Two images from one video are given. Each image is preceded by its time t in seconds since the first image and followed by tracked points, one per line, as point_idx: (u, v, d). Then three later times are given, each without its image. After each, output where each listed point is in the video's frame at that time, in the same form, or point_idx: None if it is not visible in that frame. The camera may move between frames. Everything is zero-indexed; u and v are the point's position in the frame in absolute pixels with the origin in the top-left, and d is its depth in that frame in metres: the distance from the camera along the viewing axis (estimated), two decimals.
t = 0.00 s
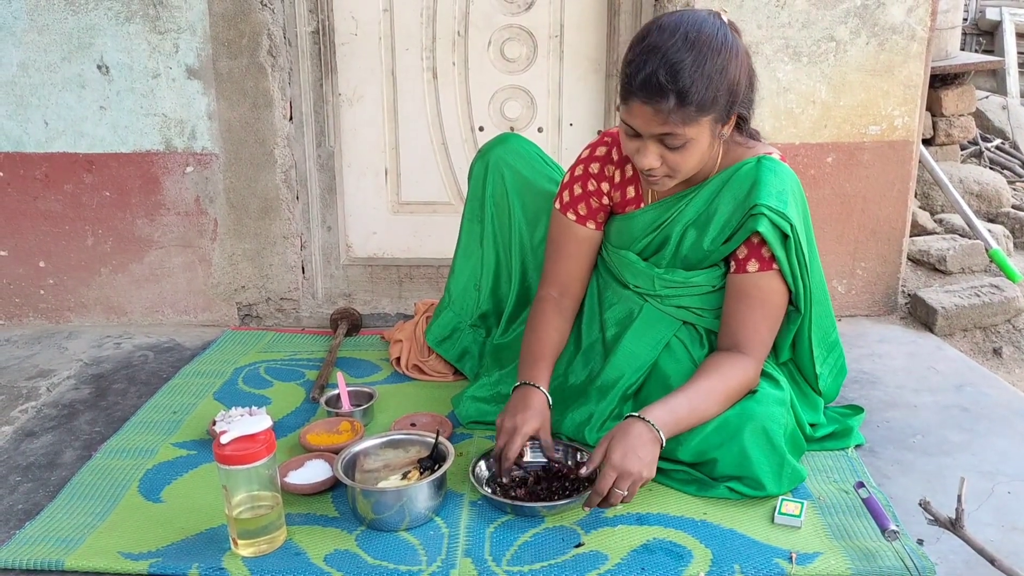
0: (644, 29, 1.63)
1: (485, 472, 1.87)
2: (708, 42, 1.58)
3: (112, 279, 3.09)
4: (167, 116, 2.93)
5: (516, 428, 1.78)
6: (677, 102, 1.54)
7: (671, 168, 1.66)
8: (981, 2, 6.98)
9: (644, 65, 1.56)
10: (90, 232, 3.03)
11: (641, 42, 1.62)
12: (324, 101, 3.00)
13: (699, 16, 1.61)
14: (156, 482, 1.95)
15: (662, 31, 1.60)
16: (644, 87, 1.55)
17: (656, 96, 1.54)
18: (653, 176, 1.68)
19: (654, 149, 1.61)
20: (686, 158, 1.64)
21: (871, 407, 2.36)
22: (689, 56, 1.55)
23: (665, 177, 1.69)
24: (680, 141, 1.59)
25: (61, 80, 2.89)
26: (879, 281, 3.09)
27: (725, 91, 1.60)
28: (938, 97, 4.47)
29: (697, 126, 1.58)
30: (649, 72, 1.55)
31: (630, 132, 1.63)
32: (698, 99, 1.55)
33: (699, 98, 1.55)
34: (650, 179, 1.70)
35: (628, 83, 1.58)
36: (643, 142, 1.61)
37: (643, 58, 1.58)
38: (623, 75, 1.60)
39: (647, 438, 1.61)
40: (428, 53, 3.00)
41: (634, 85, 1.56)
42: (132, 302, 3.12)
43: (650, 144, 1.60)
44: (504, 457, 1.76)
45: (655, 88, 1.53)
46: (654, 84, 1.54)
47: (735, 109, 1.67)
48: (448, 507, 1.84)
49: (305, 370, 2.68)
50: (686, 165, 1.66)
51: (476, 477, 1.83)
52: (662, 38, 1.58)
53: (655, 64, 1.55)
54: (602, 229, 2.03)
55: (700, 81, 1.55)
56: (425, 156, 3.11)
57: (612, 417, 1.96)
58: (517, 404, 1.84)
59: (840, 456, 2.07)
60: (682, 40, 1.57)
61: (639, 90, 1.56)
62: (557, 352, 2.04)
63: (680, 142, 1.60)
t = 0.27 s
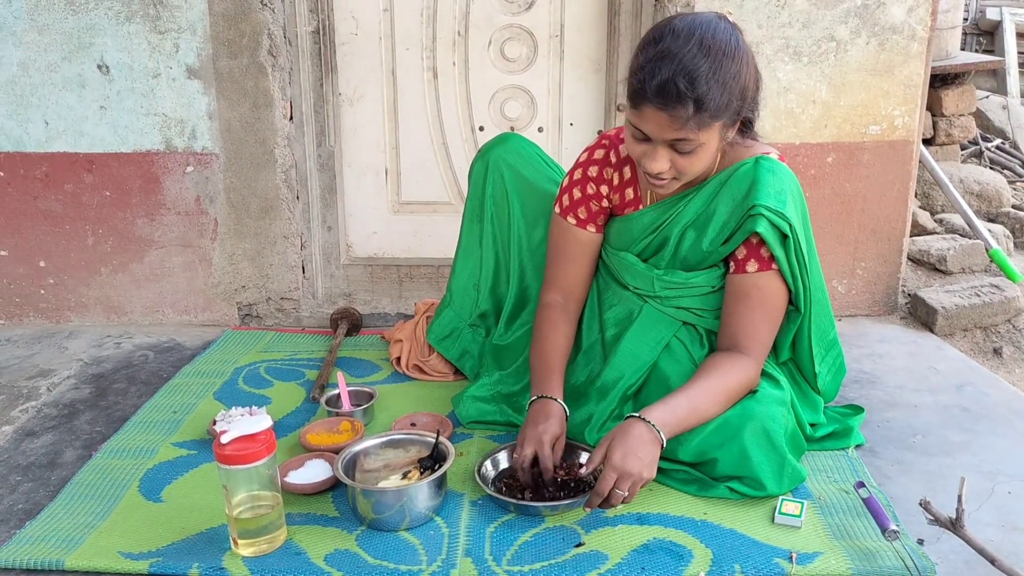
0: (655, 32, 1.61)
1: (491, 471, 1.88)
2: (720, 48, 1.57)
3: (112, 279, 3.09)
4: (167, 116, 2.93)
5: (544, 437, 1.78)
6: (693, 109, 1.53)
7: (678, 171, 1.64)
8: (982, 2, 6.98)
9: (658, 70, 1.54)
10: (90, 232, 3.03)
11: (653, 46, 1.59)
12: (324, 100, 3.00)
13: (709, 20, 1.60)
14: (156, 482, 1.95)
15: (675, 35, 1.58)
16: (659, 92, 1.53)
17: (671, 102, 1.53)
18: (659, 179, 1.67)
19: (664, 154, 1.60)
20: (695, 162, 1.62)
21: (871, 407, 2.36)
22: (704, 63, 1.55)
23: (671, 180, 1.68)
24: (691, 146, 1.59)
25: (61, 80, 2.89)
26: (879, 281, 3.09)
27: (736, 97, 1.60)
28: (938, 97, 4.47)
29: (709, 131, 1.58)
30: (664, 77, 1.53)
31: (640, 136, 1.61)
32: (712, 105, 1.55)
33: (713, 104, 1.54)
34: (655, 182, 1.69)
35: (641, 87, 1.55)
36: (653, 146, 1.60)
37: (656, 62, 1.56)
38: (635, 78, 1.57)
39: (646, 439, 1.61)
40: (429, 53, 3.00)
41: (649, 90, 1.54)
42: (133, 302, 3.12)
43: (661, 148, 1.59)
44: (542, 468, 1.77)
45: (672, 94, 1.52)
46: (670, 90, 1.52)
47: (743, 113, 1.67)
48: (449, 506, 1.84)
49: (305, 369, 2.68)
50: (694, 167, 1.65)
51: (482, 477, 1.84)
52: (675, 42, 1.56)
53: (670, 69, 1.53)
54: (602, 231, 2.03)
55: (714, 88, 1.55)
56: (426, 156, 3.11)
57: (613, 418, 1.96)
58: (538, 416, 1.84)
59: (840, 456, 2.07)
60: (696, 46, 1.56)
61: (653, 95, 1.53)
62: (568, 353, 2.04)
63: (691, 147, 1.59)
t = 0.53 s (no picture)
0: (661, 34, 1.60)
1: (490, 470, 1.88)
2: (727, 51, 1.57)
3: (111, 279, 3.09)
4: (167, 115, 2.93)
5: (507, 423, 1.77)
6: (699, 113, 1.52)
7: (680, 172, 1.64)
8: (981, 1, 6.98)
9: (665, 73, 1.54)
10: (90, 232, 3.03)
11: (659, 48, 1.59)
12: (323, 100, 3.00)
13: (715, 23, 1.60)
14: (156, 482, 1.95)
15: (681, 38, 1.58)
16: (666, 95, 1.52)
17: (678, 106, 1.52)
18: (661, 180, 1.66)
19: (668, 156, 1.59)
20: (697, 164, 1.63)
21: (870, 406, 2.36)
22: (710, 67, 1.54)
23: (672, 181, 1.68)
24: (696, 150, 1.59)
25: (61, 79, 2.89)
26: (879, 280, 3.09)
27: (741, 100, 1.60)
28: (938, 96, 4.47)
29: (713, 135, 1.57)
30: (671, 80, 1.52)
31: (643, 138, 1.61)
32: (719, 110, 1.54)
33: (719, 108, 1.54)
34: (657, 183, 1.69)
35: (647, 90, 1.55)
36: (657, 148, 1.59)
37: (663, 65, 1.55)
38: (642, 81, 1.57)
39: (645, 439, 1.61)
40: (428, 53, 3.00)
41: (655, 93, 1.53)
42: (132, 301, 3.12)
43: (665, 150, 1.59)
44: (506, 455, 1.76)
45: (679, 98, 1.51)
46: (677, 94, 1.51)
47: (747, 116, 1.67)
48: (448, 506, 1.84)
49: (305, 369, 2.68)
50: (697, 169, 1.65)
51: (481, 476, 1.84)
52: (682, 45, 1.56)
53: (677, 72, 1.53)
54: (602, 230, 2.03)
55: (720, 92, 1.54)
56: (426, 156, 3.11)
57: (612, 417, 1.96)
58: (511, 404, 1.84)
59: (840, 455, 2.07)
60: (703, 49, 1.55)
61: (660, 98, 1.53)
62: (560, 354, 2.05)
63: (696, 150, 1.59)
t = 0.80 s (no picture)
0: (661, 35, 1.60)
1: (490, 469, 1.88)
2: (727, 53, 1.57)
3: (111, 278, 3.09)
4: (166, 115, 2.93)
5: (512, 432, 1.76)
6: (701, 115, 1.52)
7: (681, 174, 1.66)
8: (981, 0, 6.98)
9: (666, 74, 1.53)
10: (89, 231, 3.03)
11: (660, 50, 1.58)
12: (323, 100, 3.00)
13: (715, 24, 1.59)
14: (156, 481, 1.95)
15: (682, 39, 1.57)
16: (668, 97, 1.52)
17: (680, 108, 1.52)
18: (661, 181, 1.67)
19: (668, 158, 1.60)
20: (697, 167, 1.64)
21: (870, 405, 2.36)
22: (712, 69, 1.54)
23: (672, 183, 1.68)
24: (696, 151, 1.59)
25: (60, 79, 2.88)
26: (878, 279, 3.09)
27: (741, 102, 1.60)
28: (937, 95, 4.47)
29: (714, 136, 1.58)
30: (673, 82, 1.52)
31: (644, 139, 1.60)
32: (720, 112, 1.54)
33: (720, 111, 1.54)
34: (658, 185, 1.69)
35: (648, 91, 1.54)
36: (657, 149, 1.59)
37: (664, 66, 1.55)
38: (643, 83, 1.56)
39: (646, 440, 1.61)
40: (428, 52, 3.00)
41: (657, 95, 1.52)
42: (132, 301, 3.12)
43: (665, 152, 1.59)
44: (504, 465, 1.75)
45: (681, 100, 1.51)
46: (679, 96, 1.51)
47: (747, 118, 1.67)
48: (448, 505, 1.84)
49: (305, 368, 2.68)
50: (696, 172, 1.66)
51: (482, 476, 1.84)
52: (683, 47, 1.56)
53: (679, 74, 1.52)
54: (600, 231, 2.03)
55: (721, 94, 1.54)
56: (425, 155, 3.11)
57: (612, 417, 1.96)
58: (515, 412, 1.83)
59: (840, 454, 2.07)
60: (704, 51, 1.55)
61: (661, 100, 1.53)
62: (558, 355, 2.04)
63: (696, 152, 1.59)
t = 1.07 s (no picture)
0: (656, 39, 1.60)
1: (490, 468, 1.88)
2: (722, 57, 1.57)
3: (111, 277, 3.09)
4: (165, 114, 2.92)
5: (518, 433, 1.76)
6: (696, 120, 1.52)
7: (676, 177, 1.66)
8: None
9: (661, 79, 1.53)
10: (89, 230, 3.03)
11: (655, 54, 1.58)
12: (322, 99, 3.00)
13: (710, 28, 1.59)
14: (156, 480, 1.95)
15: (677, 43, 1.57)
16: (663, 101, 1.52)
17: (675, 113, 1.52)
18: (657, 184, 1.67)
19: (663, 161, 1.60)
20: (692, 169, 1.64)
21: (870, 404, 2.36)
22: (707, 73, 1.54)
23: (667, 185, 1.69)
24: (691, 155, 1.59)
25: (60, 78, 2.88)
26: (878, 278, 3.09)
27: (736, 105, 1.60)
28: (937, 94, 4.47)
29: (709, 140, 1.58)
30: (668, 86, 1.52)
31: (639, 143, 1.60)
32: (715, 116, 1.54)
33: (715, 115, 1.54)
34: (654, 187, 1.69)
35: (643, 96, 1.54)
36: (652, 153, 1.59)
37: (659, 71, 1.55)
38: (638, 87, 1.56)
39: (645, 438, 1.61)
40: (427, 51, 3.00)
41: (651, 100, 1.52)
42: (132, 300, 3.12)
43: (660, 156, 1.59)
44: (508, 468, 1.74)
45: (676, 105, 1.51)
46: (674, 100, 1.51)
47: (742, 121, 1.67)
48: (448, 504, 1.84)
49: (305, 367, 2.68)
50: (692, 173, 1.66)
51: (481, 475, 1.84)
52: (678, 51, 1.56)
53: (674, 78, 1.52)
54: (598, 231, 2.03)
55: (717, 98, 1.54)
56: (425, 154, 3.11)
57: (612, 417, 1.96)
58: (517, 415, 1.83)
59: (840, 453, 2.07)
60: (699, 55, 1.55)
61: (656, 105, 1.52)
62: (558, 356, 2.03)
63: (692, 155, 1.59)
